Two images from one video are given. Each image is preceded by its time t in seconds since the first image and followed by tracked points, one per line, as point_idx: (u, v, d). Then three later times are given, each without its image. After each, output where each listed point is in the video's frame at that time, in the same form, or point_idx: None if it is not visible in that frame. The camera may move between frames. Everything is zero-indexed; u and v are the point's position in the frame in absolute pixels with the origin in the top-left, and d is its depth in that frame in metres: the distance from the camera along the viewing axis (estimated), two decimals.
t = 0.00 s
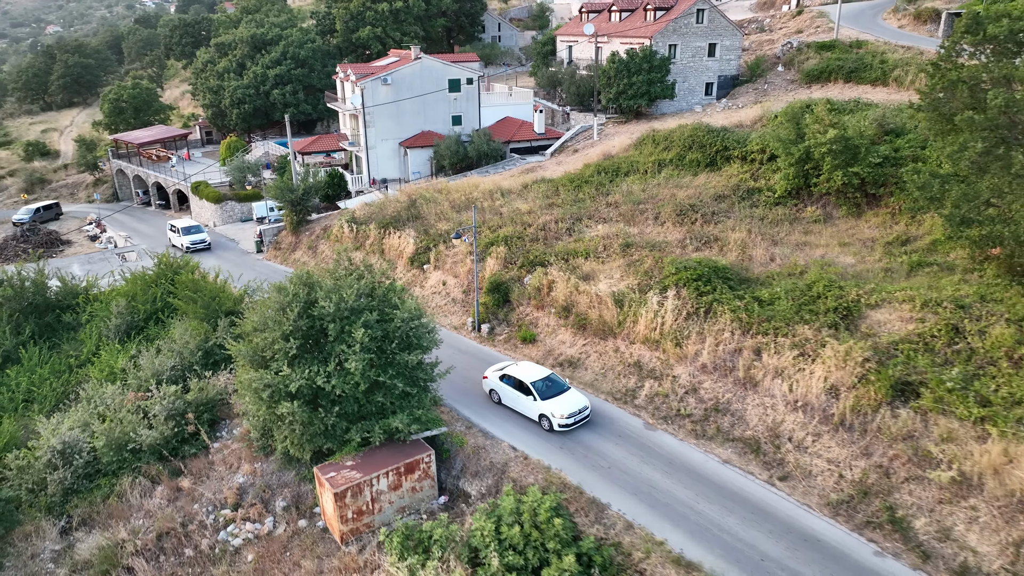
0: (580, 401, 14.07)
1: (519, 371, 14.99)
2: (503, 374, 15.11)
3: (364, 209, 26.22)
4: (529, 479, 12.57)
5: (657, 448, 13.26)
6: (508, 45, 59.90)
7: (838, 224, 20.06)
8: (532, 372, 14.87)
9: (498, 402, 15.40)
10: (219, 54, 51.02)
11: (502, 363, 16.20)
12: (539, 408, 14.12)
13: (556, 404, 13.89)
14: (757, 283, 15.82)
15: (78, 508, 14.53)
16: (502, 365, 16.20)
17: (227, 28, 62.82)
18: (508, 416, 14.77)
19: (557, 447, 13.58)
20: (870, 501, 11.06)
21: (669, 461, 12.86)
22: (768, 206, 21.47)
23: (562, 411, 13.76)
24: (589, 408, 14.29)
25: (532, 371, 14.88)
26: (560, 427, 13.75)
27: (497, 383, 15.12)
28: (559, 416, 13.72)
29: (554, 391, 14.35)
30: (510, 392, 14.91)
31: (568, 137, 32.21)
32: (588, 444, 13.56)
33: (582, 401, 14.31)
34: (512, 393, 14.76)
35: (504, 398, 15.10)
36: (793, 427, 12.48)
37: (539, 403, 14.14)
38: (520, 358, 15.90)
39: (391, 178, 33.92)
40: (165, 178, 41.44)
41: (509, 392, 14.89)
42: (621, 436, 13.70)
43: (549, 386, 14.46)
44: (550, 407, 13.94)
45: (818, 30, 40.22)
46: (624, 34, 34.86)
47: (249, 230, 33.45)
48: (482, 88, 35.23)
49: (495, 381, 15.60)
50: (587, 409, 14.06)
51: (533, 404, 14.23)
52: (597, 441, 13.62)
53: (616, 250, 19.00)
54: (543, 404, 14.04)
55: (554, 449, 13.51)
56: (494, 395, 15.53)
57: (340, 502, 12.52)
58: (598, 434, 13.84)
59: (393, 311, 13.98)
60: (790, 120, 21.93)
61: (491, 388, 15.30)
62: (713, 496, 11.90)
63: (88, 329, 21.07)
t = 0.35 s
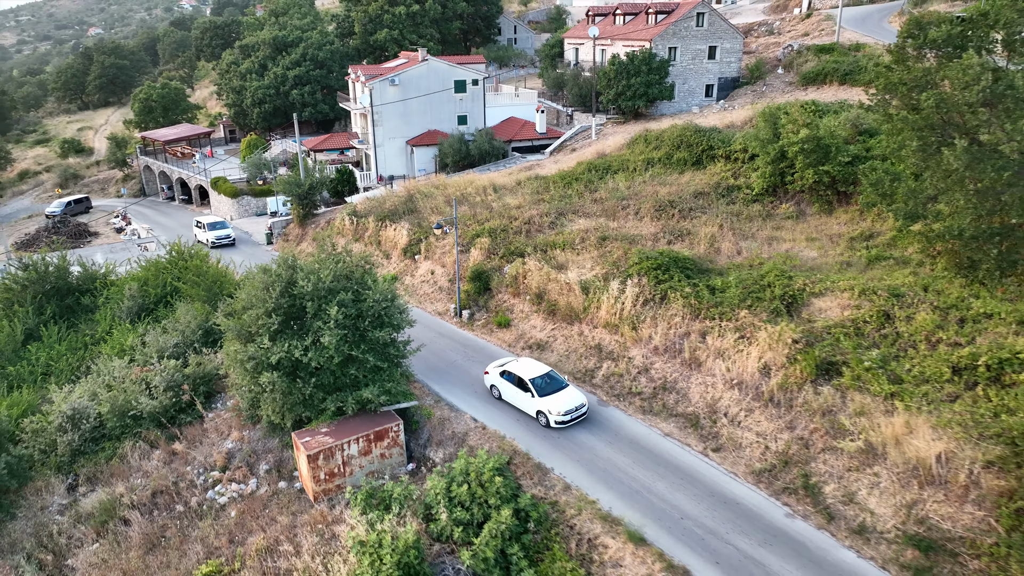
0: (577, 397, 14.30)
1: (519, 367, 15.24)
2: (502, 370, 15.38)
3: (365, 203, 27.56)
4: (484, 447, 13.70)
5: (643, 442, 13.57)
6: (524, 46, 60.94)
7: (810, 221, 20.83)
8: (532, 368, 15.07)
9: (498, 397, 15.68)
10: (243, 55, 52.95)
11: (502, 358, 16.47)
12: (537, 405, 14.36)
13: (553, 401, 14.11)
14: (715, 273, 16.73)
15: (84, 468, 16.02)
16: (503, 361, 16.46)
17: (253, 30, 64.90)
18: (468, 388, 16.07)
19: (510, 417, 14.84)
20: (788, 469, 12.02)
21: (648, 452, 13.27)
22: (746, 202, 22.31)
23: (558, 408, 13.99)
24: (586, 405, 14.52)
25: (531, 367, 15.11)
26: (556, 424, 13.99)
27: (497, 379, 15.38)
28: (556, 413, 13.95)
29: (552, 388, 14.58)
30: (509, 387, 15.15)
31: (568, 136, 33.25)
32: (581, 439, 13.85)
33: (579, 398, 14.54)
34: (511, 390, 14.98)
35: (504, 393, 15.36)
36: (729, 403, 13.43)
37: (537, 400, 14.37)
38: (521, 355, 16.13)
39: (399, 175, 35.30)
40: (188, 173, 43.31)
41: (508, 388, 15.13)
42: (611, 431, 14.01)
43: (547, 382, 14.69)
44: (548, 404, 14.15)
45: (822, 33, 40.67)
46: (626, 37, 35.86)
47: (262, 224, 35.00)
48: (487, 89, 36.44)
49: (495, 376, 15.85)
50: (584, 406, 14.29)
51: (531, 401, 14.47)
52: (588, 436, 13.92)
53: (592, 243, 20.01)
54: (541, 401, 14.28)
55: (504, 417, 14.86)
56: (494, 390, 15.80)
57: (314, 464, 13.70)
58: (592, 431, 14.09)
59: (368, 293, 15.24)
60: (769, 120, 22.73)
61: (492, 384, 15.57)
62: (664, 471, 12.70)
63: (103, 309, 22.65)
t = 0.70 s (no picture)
0: (574, 397, 14.31)
1: (519, 365, 15.26)
2: (502, 368, 15.41)
3: (365, 197, 28.79)
4: (448, 419, 14.75)
5: (634, 441, 13.64)
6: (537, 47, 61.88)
7: (784, 217, 21.58)
8: (532, 366, 15.05)
9: (498, 395, 15.67)
10: (262, 55, 54.65)
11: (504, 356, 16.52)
12: (534, 403, 14.40)
13: (549, 400, 14.12)
14: (679, 263, 17.63)
15: (89, 435, 17.39)
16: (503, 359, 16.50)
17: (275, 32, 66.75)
18: (439, 366, 17.11)
19: (474, 391, 15.90)
20: (722, 441, 12.95)
21: (636, 449, 13.39)
22: (725, 199, 23.10)
23: (554, 407, 14.02)
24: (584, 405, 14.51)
25: (530, 366, 15.11)
26: (552, 423, 14.03)
27: (497, 377, 15.39)
28: (552, 412, 13.99)
29: (550, 387, 14.58)
30: (508, 385, 15.17)
31: (567, 135, 34.18)
32: (575, 438, 13.90)
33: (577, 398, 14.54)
34: (510, 387, 15.01)
35: (504, 391, 15.37)
36: (676, 381, 14.35)
37: (534, 398, 14.39)
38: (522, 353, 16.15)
39: (404, 172, 36.54)
40: (206, 168, 44.97)
41: (507, 386, 15.15)
42: (605, 430, 14.08)
43: (546, 381, 14.69)
44: (544, 403, 14.19)
45: (823, 35, 41.14)
46: (626, 39, 36.71)
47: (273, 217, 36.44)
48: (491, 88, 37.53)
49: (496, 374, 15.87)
50: (581, 405, 14.31)
51: (528, 399, 14.50)
52: (582, 435, 13.98)
53: (571, 235, 20.96)
54: (539, 399, 14.29)
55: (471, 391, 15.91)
56: (494, 387, 15.84)
57: (292, 432, 14.86)
58: (587, 430, 14.14)
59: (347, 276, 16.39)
60: (749, 119, 23.49)
61: (491, 381, 15.61)
62: (640, 463, 12.98)
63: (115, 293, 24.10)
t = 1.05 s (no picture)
0: (571, 402, 14.14)
1: (518, 368, 15.13)
2: (501, 370, 15.29)
3: (366, 191, 29.87)
4: (419, 397, 15.70)
5: (626, 447, 13.48)
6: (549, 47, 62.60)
7: (762, 212, 22.21)
8: (530, 369, 14.90)
9: (498, 397, 15.63)
10: (280, 55, 56.16)
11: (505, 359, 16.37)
12: (530, 406, 14.28)
13: (545, 404, 13.98)
14: (648, 255, 18.41)
15: (92, 409, 18.62)
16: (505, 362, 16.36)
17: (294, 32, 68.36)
18: (418, 350, 18.07)
19: (446, 373, 16.87)
20: (668, 419, 13.75)
21: (626, 454, 13.26)
22: (707, 195, 23.80)
23: (550, 411, 13.88)
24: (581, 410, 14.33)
25: (530, 369, 14.96)
26: (547, 427, 13.90)
27: (496, 379, 15.31)
28: (547, 416, 13.85)
29: (548, 391, 14.41)
30: (507, 388, 15.05)
31: (566, 133, 34.97)
32: (568, 442, 13.76)
33: (575, 402, 14.37)
34: (508, 390, 14.91)
35: (503, 393, 15.27)
36: (632, 364, 15.18)
37: (530, 401, 14.27)
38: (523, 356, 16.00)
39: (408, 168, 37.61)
40: (223, 164, 46.46)
41: (505, 388, 15.05)
42: (598, 436, 13.91)
43: (544, 384, 14.52)
44: (540, 406, 14.06)
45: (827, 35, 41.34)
46: (627, 39, 37.41)
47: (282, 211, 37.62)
48: (494, 87, 38.48)
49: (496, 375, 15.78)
50: (577, 411, 14.13)
51: (525, 402, 14.40)
52: (575, 441, 13.83)
53: (553, 228, 21.79)
54: (536, 402, 14.14)
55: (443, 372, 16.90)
56: (494, 390, 15.72)
57: (274, 407, 15.91)
58: (582, 436, 13.96)
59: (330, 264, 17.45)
60: (732, 118, 24.14)
61: (491, 383, 15.52)
62: (621, 463, 13.02)
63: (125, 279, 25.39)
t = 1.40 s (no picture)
0: (566, 409, 13.82)
1: (516, 373, 14.83)
2: (499, 374, 15.01)
3: (368, 184, 30.87)
4: (395, 377, 16.61)
5: (617, 456, 13.18)
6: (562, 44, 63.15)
7: (743, 207, 22.76)
8: (527, 375, 14.58)
9: (494, 401, 15.40)
10: (297, 52, 57.50)
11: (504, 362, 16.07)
12: (524, 413, 14.01)
13: (539, 411, 13.70)
14: (622, 247, 19.08)
15: (96, 386, 19.79)
16: (504, 366, 16.06)
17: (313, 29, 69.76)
18: (400, 333, 19.01)
19: (423, 354, 17.79)
20: (622, 399, 14.50)
21: (615, 463, 12.99)
22: (692, 190, 24.38)
23: (543, 419, 13.59)
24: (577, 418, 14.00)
25: (527, 374, 14.66)
26: (539, 434, 13.63)
27: (493, 384, 15.04)
28: (540, 424, 13.56)
29: (544, 397, 14.11)
30: (503, 393, 14.79)
31: (567, 129, 35.65)
32: (559, 450, 13.49)
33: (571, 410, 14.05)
34: (504, 395, 14.65)
35: (499, 398, 15.01)
36: (595, 349, 15.94)
37: (524, 408, 14.00)
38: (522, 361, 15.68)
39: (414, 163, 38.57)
40: (239, 158, 47.89)
41: (502, 394, 14.79)
42: (591, 444, 13.61)
43: (540, 390, 14.22)
44: (533, 413, 13.77)
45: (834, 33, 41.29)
46: (630, 37, 37.98)
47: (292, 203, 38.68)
48: (499, 84, 39.25)
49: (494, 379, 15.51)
50: (572, 419, 13.80)
51: (519, 408, 14.13)
52: (566, 449, 13.55)
53: (538, 221, 22.56)
54: (529, 409, 13.88)
55: (421, 354, 17.81)
56: (492, 394, 15.47)
57: (260, 384, 16.91)
58: (575, 445, 13.65)
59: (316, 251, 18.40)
60: (717, 115, 24.68)
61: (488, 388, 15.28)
62: (604, 469, 12.86)
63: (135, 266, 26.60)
